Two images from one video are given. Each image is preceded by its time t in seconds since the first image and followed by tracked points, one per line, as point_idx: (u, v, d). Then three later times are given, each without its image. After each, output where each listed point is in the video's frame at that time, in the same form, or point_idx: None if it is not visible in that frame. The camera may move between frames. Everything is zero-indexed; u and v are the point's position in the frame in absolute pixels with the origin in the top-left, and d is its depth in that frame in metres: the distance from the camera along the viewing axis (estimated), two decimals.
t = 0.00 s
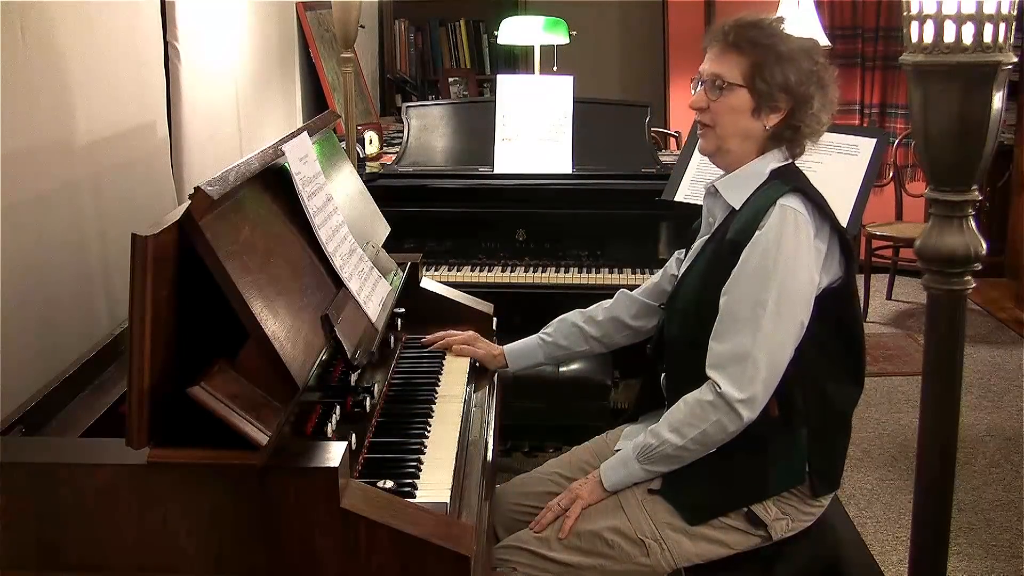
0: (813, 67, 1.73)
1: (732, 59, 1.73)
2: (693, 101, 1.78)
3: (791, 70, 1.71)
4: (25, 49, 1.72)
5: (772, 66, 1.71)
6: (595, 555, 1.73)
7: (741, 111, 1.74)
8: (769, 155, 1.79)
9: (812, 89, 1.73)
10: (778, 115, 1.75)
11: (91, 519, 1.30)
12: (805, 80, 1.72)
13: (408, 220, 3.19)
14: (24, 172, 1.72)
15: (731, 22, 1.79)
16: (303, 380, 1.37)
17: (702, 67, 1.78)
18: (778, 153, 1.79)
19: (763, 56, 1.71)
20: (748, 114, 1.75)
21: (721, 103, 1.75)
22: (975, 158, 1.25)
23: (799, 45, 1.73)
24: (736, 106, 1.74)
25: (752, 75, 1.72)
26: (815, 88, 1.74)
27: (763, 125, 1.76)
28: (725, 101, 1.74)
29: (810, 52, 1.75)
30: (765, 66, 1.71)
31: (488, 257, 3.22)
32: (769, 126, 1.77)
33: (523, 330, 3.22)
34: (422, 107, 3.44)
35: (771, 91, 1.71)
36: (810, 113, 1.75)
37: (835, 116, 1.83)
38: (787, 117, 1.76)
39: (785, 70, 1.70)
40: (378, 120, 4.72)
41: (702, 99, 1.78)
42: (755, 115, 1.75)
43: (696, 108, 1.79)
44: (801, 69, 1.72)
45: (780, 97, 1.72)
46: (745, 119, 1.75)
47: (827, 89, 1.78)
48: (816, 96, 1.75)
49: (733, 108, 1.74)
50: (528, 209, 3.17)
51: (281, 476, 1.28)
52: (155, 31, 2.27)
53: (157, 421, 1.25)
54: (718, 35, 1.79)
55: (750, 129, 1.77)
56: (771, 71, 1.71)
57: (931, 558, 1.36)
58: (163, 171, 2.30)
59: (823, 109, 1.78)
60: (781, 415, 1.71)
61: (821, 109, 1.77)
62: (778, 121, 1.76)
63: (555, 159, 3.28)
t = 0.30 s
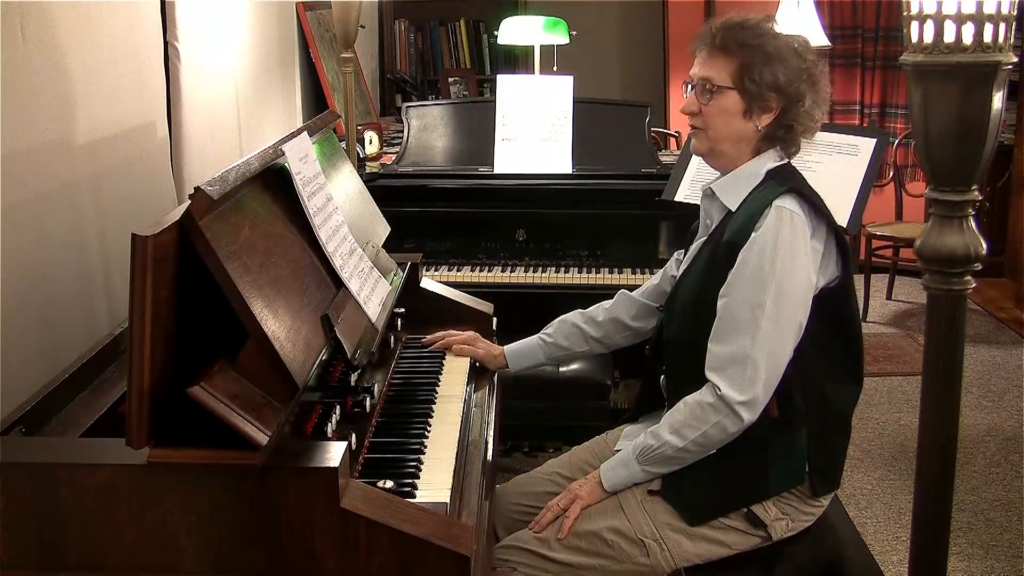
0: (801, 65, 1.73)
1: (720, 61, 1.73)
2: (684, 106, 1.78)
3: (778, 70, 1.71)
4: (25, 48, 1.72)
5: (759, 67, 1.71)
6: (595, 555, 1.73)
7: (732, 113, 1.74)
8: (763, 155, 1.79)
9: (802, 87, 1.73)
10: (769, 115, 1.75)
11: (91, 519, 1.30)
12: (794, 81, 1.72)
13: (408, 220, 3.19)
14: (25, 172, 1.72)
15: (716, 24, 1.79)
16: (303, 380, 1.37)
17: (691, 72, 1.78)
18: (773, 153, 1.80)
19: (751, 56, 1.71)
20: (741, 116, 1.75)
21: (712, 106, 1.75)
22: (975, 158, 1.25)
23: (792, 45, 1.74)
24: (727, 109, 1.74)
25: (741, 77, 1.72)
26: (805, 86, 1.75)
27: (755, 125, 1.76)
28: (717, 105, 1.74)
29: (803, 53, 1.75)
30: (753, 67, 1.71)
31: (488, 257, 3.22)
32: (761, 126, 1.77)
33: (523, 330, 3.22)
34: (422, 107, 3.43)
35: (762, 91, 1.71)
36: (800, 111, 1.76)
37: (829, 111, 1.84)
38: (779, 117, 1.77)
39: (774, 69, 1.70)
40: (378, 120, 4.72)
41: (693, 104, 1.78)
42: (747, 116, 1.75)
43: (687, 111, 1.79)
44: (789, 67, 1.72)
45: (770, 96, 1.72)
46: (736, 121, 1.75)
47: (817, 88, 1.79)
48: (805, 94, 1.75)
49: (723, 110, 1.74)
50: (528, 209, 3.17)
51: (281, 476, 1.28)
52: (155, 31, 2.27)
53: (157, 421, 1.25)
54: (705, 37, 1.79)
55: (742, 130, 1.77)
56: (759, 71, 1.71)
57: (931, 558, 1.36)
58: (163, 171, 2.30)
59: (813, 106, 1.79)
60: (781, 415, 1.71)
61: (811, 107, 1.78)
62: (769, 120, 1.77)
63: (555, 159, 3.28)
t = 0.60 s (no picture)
0: (797, 66, 1.73)
1: (715, 62, 1.74)
2: (678, 107, 1.79)
3: (773, 70, 1.71)
4: (25, 49, 1.72)
5: (754, 68, 1.71)
6: (595, 555, 1.73)
7: (726, 114, 1.75)
8: (760, 156, 1.79)
9: (797, 88, 1.73)
10: (764, 116, 1.75)
11: (91, 519, 1.30)
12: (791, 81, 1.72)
13: (408, 220, 3.19)
14: (25, 172, 1.72)
15: (712, 25, 1.79)
16: (303, 380, 1.37)
17: (686, 73, 1.79)
18: (770, 154, 1.79)
19: (746, 57, 1.71)
20: (736, 117, 1.75)
21: (706, 108, 1.75)
22: (975, 158, 1.25)
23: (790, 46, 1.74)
24: (721, 110, 1.75)
25: (735, 78, 1.72)
26: (801, 87, 1.75)
27: (750, 126, 1.76)
28: (711, 106, 1.75)
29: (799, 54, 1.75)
30: (748, 68, 1.71)
31: (488, 257, 3.22)
32: (757, 127, 1.77)
33: (524, 330, 3.22)
34: (422, 107, 3.43)
35: (756, 92, 1.71)
36: (796, 112, 1.76)
37: (825, 112, 1.83)
38: (773, 118, 1.77)
39: (769, 70, 1.70)
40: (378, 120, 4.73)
41: (688, 105, 1.78)
42: (741, 117, 1.75)
43: (681, 113, 1.80)
44: (784, 69, 1.72)
45: (765, 98, 1.72)
46: (731, 122, 1.75)
47: (814, 89, 1.79)
48: (801, 95, 1.75)
49: (718, 111, 1.75)
50: (528, 209, 3.17)
51: (281, 476, 1.28)
52: (155, 31, 2.27)
53: (157, 421, 1.25)
54: (700, 39, 1.79)
55: (737, 132, 1.77)
56: (754, 72, 1.71)
57: (931, 559, 1.36)
58: (162, 171, 2.30)
59: (809, 107, 1.78)
60: (780, 415, 1.71)
61: (807, 108, 1.78)
62: (764, 121, 1.76)
63: (555, 159, 3.28)
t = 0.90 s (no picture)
0: (794, 67, 1.74)
1: (714, 61, 1.73)
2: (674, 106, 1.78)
3: (771, 70, 1.71)
4: (25, 49, 1.72)
5: (753, 67, 1.71)
6: (595, 555, 1.73)
7: (724, 113, 1.74)
8: (758, 156, 1.79)
9: (794, 89, 1.74)
10: (761, 116, 1.75)
11: (91, 520, 1.31)
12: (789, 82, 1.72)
13: (408, 220, 3.19)
14: (25, 173, 1.72)
15: (710, 25, 1.79)
16: (303, 380, 1.37)
17: (684, 71, 1.79)
18: (768, 154, 1.79)
19: (744, 57, 1.72)
20: (734, 116, 1.75)
21: (704, 106, 1.75)
22: (975, 158, 1.25)
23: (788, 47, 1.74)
24: (719, 108, 1.74)
25: (734, 76, 1.72)
26: (798, 88, 1.75)
27: (747, 126, 1.76)
28: (708, 104, 1.74)
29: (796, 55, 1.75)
30: (746, 67, 1.71)
31: (488, 257, 3.22)
32: (754, 126, 1.77)
33: (524, 330, 3.22)
34: (422, 107, 3.44)
35: (754, 91, 1.71)
36: (793, 112, 1.76)
37: (820, 114, 1.84)
38: (770, 118, 1.77)
39: (767, 70, 1.71)
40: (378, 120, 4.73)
41: (685, 103, 1.78)
42: (739, 116, 1.75)
43: (678, 112, 1.79)
44: (783, 69, 1.72)
45: (763, 97, 1.72)
46: (729, 120, 1.75)
47: (810, 90, 1.79)
48: (798, 95, 1.75)
49: (716, 109, 1.74)
50: (528, 209, 3.17)
51: (281, 476, 1.28)
52: (155, 32, 2.27)
53: (157, 421, 1.25)
54: (698, 38, 1.79)
55: (734, 130, 1.77)
56: (753, 71, 1.71)
57: (932, 559, 1.36)
58: (162, 171, 2.31)
59: (806, 108, 1.79)
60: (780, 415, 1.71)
61: (803, 108, 1.78)
62: (762, 121, 1.76)
63: (555, 159, 3.28)
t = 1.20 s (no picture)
0: (788, 64, 1.74)
1: (711, 60, 1.73)
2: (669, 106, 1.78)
3: (765, 67, 1.72)
4: (25, 49, 1.72)
5: (747, 63, 1.71)
6: (595, 555, 1.73)
7: (719, 111, 1.74)
8: (757, 155, 1.79)
9: (789, 85, 1.74)
10: (757, 113, 1.75)
11: (90, 520, 1.31)
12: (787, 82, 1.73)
13: (408, 220, 3.19)
14: (25, 173, 1.72)
15: (703, 25, 1.79)
16: (303, 380, 1.37)
17: (677, 73, 1.79)
18: (767, 154, 1.79)
19: (739, 55, 1.72)
20: (730, 113, 1.75)
21: (699, 105, 1.75)
22: (976, 158, 1.25)
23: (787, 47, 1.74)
24: (715, 106, 1.74)
25: (728, 74, 1.72)
26: (796, 88, 1.75)
27: (743, 122, 1.76)
28: (704, 103, 1.74)
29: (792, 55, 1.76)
30: (740, 64, 1.71)
31: (488, 257, 3.22)
32: (749, 124, 1.77)
33: (523, 330, 3.22)
34: (422, 107, 3.44)
35: (750, 88, 1.71)
36: (789, 110, 1.76)
37: (814, 112, 1.84)
38: (766, 115, 1.76)
39: (763, 68, 1.71)
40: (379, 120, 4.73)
41: (679, 103, 1.77)
42: (735, 113, 1.75)
43: (673, 113, 1.79)
44: (778, 67, 1.73)
45: (758, 94, 1.72)
46: (725, 118, 1.75)
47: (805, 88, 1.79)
48: (793, 94, 1.75)
49: (712, 107, 1.74)
50: (528, 209, 3.17)
51: (281, 477, 1.28)
52: (155, 32, 2.27)
53: (157, 421, 1.25)
54: (692, 39, 1.79)
55: (730, 128, 1.77)
56: (748, 68, 1.71)
57: (931, 559, 1.36)
58: (163, 171, 2.31)
59: (801, 105, 1.79)
60: (779, 415, 1.71)
61: (799, 106, 1.78)
62: (757, 119, 1.76)
63: (555, 159, 3.28)
